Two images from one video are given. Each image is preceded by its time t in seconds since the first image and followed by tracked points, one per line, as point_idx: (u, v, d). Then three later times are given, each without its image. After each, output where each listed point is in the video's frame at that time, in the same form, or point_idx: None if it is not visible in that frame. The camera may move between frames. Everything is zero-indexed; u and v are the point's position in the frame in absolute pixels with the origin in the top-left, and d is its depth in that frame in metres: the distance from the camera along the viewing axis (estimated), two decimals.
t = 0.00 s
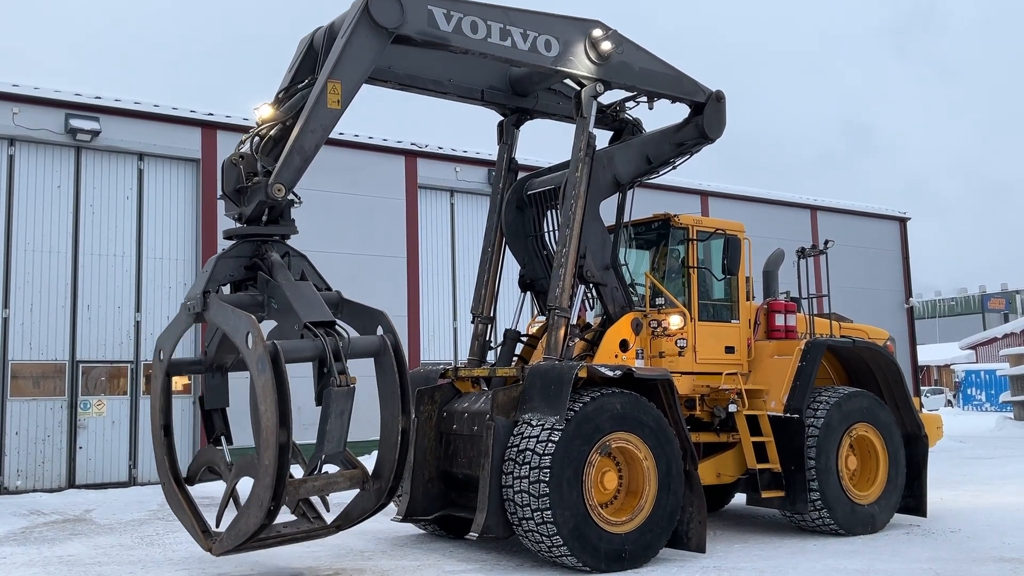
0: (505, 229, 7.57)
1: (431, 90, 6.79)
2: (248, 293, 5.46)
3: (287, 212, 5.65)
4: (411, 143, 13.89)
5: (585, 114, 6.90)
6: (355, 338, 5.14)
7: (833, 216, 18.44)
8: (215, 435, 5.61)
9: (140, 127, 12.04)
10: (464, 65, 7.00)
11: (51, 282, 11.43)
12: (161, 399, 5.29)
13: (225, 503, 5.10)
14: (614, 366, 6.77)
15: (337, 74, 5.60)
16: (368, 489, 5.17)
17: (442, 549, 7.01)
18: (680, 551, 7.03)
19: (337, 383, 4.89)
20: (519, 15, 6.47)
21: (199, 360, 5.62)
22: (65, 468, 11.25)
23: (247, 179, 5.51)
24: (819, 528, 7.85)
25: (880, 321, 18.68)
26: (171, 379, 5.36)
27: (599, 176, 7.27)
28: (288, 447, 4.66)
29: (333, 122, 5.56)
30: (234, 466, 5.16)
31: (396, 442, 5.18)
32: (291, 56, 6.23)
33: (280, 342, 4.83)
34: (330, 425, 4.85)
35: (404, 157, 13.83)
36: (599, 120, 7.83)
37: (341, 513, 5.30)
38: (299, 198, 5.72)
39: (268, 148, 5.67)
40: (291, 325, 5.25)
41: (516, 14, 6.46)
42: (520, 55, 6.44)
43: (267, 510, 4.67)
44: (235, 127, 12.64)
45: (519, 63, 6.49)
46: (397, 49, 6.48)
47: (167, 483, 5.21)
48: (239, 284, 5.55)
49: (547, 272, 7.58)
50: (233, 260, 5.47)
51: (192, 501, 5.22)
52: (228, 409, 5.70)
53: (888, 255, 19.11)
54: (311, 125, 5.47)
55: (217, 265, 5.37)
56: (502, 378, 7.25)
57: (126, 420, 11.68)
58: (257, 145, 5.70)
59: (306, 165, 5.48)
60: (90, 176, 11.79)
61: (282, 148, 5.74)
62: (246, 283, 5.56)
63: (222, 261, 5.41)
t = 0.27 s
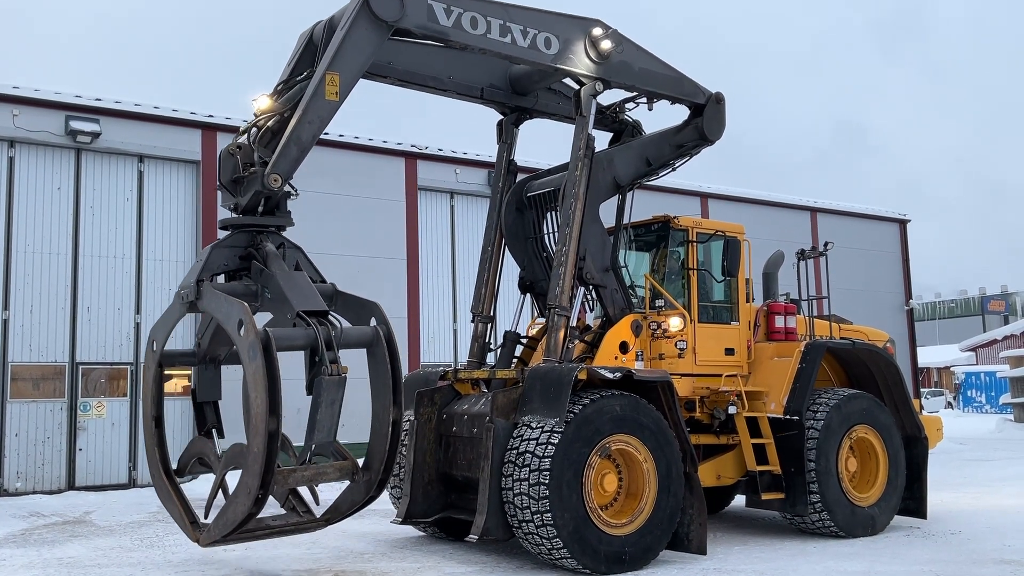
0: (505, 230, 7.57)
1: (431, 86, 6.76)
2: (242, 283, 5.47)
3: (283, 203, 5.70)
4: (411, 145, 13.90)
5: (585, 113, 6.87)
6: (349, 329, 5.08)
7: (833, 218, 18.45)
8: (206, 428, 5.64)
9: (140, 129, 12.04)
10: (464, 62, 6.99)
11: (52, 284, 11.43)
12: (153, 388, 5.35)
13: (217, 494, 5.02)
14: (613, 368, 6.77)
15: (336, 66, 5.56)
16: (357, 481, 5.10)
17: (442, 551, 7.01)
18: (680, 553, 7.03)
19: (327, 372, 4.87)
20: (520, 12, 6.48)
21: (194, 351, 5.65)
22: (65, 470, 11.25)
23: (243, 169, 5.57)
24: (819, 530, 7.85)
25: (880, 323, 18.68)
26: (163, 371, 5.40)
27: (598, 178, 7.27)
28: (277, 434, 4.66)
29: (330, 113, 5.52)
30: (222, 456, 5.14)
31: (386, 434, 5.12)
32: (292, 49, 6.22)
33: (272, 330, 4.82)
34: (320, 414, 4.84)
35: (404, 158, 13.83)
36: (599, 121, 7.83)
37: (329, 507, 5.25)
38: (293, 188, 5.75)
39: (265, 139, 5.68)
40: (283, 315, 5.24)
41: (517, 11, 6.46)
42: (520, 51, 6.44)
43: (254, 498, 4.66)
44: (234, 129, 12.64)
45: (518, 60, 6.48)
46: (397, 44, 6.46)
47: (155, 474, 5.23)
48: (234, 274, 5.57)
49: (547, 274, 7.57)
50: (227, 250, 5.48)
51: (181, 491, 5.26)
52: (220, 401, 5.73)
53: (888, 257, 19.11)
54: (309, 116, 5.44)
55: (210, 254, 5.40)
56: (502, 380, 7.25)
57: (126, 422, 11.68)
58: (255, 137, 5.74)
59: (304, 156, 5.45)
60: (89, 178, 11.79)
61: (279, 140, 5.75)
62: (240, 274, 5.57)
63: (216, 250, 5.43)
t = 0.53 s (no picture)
0: (505, 233, 7.55)
1: (431, 84, 6.77)
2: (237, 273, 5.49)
3: (281, 196, 5.71)
4: (411, 147, 13.91)
5: (584, 112, 6.84)
6: (342, 320, 5.09)
7: (833, 220, 18.46)
8: (199, 421, 5.69)
9: (140, 131, 12.04)
10: (464, 61, 7.00)
11: (52, 286, 11.44)
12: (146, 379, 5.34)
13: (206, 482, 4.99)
14: (613, 370, 6.77)
15: (335, 59, 5.58)
16: (347, 473, 5.09)
17: (442, 553, 7.01)
18: (680, 555, 7.03)
19: (319, 362, 4.88)
20: (520, 10, 6.49)
21: (187, 344, 5.65)
22: (65, 472, 11.25)
23: (241, 160, 5.59)
24: (819, 532, 7.86)
25: (880, 325, 18.68)
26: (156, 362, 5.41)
27: (598, 181, 7.29)
28: (268, 422, 4.59)
29: (329, 107, 5.53)
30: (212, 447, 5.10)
31: (377, 426, 5.11)
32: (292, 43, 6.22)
33: (266, 319, 4.80)
34: (311, 403, 4.92)
35: (404, 161, 13.84)
36: (598, 122, 7.83)
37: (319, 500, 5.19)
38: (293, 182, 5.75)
39: (263, 131, 5.74)
40: (277, 304, 5.25)
41: (517, 9, 6.47)
42: (520, 50, 6.45)
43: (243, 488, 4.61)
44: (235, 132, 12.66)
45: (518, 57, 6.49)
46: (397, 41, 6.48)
47: (146, 466, 5.25)
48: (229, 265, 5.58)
49: (547, 276, 7.59)
50: (223, 240, 5.49)
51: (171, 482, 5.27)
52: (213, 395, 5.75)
53: (888, 259, 19.12)
54: (307, 108, 5.46)
55: (206, 244, 5.41)
56: (502, 383, 7.26)
57: (126, 424, 11.68)
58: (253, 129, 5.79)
59: (301, 148, 5.49)
60: (90, 181, 11.80)
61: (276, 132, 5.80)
62: (236, 265, 5.59)
63: (211, 241, 5.44)
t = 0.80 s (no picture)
0: (505, 233, 7.55)
1: (433, 81, 6.78)
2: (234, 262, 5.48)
3: (279, 187, 5.68)
4: (411, 148, 13.92)
5: (585, 111, 6.83)
6: (337, 309, 5.12)
7: (834, 221, 18.46)
8: (194, 413, 5.73)
9: (142, 132, 12.05)
10: (466, 59, 7.01)
11: (53, 287, 11.44)
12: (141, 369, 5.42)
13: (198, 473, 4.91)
14: (614, 371, 6.77)
15: (336, 51, 5.61)
16: (339, 464, 5.08)
17: (443, 555, 7.01)
18: (680, 557, 7.03)
19: (314, 350, 4.85)
20: (521, 7, 6.49)
21: (183, 335, 5.66)
22: (66, 473, 11.25)
23: (240, 151, 5.54)
24: (820, 534, 7.86)
25: (881, 326, 18.68)
26: (152, 352, 5.45)
27: (598, 182, 7.30)
28: (260, 408, 4.61)
29: (328, 98, 5.56)
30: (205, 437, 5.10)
31: (371, 416, 5.14)
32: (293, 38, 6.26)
33: (261, 305, 4.82)
34: (304, 391, 4.79)
35: (405, 162, 13.85)
36: (599, 122, 7.83)
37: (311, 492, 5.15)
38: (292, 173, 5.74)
39: (262, 122, 5.77)
40: (272, 293, 5.26)
41: (519, 6, 6.47)
42: (521, 46, 6.45)
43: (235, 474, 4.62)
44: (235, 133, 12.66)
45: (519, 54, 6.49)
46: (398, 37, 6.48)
47: (139, 456, 5.26)
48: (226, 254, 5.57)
49: (548, 277, 7.60)
50: (220, 229, 5.51)
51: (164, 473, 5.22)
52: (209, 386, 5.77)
53: (888, 260, 19.12)
54: (307, 99, 5.49)
55: (203, 233, 5.42)
56: (503, 384, 7.27)
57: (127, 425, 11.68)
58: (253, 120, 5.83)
59: (301, 138, 5.51)
60: (90, 182, 11.80)
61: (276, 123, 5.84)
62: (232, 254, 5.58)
63: (208, 230, 5.45)
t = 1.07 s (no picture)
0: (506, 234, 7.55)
1: (435, 77, 6.77)
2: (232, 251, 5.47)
3: (279, 176, 5.69)
4: (412, 149, 13.92)
5: (587, 109, 6.86)
6: (334, 299, 5.09)
7: (835, 222, 18.45)
8: (191, 403, 5.69)
9: (143, 133, 12.06)
10: (468, 55, 7.00)
11: (55, 288, 11.44)
12: (139, 358, 5.36)
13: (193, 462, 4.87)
14: (616, 372, 6.77)
15: (337, 43, 5.58)
16: (334, 454, 5.04)
17: (444, 556, 7.00)
18: (682, 558, 7.02)
19: (310, 338, 4.84)
20: (524, 4, 6.48)
21: (181, 325, 5.65)
22: (68, 474, 11.25)
23: (240, 140, 5.57)
24: (822, 535, 7.86)
25: (882, 327, 18.66)
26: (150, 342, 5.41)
27: (599, 183, 7.31)
28: (256, 395, 4.55)
29: (329, 89, 5.55)
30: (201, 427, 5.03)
31: (367, 406, 5.05)
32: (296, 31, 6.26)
33: (258, 292, 4.77)
34: (300, 379, 4.80)
35: (406, 163, 13.85)
36: (600, 122, 7.83)
37: (306, 482, 5.11)
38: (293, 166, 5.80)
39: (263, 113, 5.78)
40: (270, 283, 5.24)
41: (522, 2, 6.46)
42: (523, 42, 6.43)
43: (229, 462, 4.55)
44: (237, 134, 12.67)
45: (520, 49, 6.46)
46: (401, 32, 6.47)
47: (136, 446, 5.17)
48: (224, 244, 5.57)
49: (549, 278, 7.60)
50: (218, 219, 5.50)
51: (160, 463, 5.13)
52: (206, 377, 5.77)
53: (890, 261, 19.10)
54: (307, 90, 5.48)
55: (201, 222, 5.40)
56: (505, 385, 7.28)
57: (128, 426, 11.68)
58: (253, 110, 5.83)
59: (301, 129, 5.52)
60: (92, 183, 11.81)
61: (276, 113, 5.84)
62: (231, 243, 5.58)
63: (206, 219, 5.43)
